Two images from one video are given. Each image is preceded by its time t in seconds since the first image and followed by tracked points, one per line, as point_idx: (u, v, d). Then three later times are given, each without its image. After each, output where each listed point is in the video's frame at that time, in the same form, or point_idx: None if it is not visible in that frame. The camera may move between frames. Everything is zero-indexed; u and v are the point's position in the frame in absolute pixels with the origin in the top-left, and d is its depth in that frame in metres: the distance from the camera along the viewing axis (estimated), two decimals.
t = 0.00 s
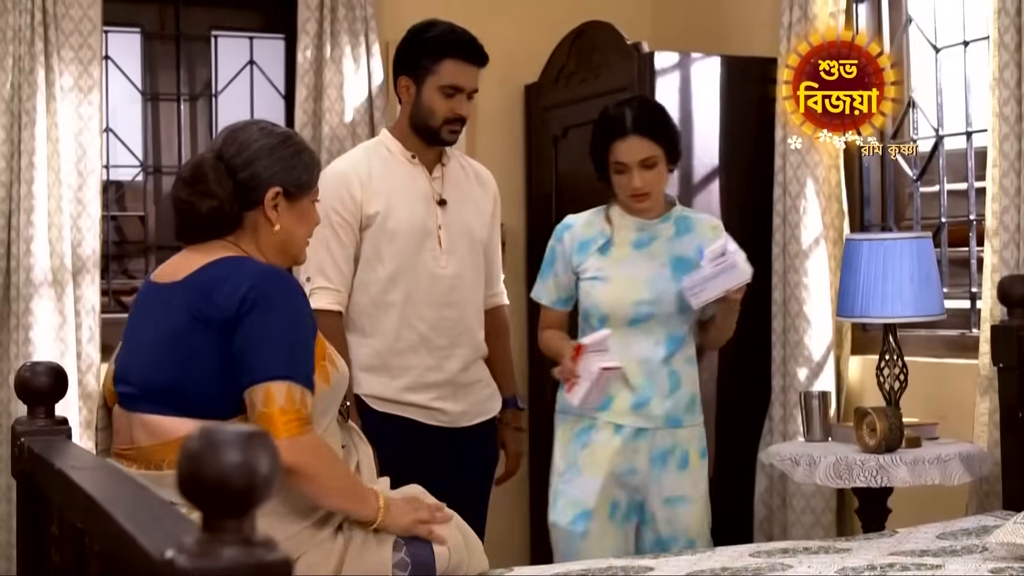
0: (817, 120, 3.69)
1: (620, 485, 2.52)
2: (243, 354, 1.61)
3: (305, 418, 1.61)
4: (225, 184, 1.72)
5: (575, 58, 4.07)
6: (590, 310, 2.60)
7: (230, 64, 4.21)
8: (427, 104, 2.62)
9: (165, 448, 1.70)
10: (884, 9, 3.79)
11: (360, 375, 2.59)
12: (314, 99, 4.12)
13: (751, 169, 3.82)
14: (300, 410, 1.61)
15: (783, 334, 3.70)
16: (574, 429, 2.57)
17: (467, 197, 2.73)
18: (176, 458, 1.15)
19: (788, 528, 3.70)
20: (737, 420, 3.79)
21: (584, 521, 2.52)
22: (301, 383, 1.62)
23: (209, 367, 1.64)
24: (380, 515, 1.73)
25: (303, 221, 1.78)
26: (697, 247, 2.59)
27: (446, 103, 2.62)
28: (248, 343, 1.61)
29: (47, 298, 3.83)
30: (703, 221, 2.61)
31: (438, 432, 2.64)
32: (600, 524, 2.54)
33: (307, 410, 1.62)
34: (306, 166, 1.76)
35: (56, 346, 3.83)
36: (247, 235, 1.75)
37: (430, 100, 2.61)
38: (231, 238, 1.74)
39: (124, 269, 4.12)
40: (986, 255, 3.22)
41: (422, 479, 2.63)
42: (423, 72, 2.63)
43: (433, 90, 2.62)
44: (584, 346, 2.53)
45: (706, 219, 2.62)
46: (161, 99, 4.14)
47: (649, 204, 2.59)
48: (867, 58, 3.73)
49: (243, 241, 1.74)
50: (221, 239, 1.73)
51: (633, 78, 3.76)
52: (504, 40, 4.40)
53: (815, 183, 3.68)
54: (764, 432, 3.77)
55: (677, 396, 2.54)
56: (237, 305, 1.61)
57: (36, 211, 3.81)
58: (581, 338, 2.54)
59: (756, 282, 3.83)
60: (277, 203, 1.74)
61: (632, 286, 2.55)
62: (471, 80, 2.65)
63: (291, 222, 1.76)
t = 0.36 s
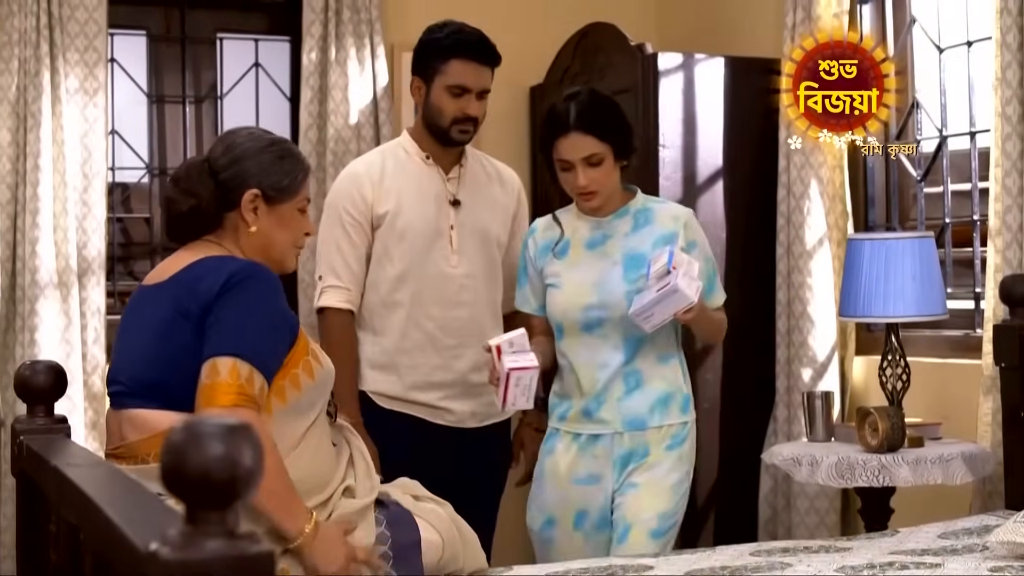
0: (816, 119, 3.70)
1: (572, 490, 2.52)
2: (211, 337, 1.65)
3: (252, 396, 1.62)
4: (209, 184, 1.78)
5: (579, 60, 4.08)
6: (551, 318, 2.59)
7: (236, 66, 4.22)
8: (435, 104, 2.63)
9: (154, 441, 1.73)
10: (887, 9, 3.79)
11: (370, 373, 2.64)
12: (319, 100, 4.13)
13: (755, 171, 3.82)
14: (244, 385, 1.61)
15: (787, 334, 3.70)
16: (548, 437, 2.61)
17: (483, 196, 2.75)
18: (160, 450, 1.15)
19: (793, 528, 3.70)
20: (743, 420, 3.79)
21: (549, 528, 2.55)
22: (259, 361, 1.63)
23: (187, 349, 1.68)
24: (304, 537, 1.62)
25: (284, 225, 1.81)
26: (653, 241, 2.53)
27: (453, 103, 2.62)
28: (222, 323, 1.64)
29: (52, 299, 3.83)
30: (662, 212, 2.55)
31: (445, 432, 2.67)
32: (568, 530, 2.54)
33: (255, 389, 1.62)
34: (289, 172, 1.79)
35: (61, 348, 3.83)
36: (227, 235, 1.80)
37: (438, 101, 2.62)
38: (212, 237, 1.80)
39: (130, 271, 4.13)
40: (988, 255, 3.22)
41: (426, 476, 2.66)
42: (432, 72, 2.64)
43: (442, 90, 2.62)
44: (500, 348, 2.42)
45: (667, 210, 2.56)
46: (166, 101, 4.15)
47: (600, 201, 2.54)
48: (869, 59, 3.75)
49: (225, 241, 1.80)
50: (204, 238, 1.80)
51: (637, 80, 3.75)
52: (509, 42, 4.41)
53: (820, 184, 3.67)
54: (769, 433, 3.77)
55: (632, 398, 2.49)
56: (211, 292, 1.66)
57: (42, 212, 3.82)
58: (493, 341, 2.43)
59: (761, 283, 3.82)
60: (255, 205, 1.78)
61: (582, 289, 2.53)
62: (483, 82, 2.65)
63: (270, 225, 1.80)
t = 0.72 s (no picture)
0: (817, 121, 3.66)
1: (544, 480, 2.27)
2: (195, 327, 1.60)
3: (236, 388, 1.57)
4: (204, 161, 1.69)
5: (584, 43, 4.07)
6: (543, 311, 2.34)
7: (241, 50, 4.21)
8: (439, 86, 2.63)
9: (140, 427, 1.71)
10: None
11: (382, 356, 2.66)
12: (324, 84, 4.12)
13: (761, 154, 3.80)
14: (226, 379, 1.56)
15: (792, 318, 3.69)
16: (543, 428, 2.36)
17: (497, 179, 2.71)
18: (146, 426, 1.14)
19: (797, 512, 3.70)
20: (747, 404, 3.79)
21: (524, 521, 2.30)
22: (243, 355, 1.58)
23: (174, 335, 1.64)
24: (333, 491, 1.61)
25: (275, 213, 1.71)
26: (630, 229, 2.21)
27: (454, 84, 2.61)
28: (203, 313, 1.59)
29: (57, 282, 3.84)
30: (645, 196, 2.22)
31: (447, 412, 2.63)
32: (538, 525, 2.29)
33: (239, 381, 1.57)
34: (288, 161, 1.69)
35: (66, 331, 3.85)
36: (217, 215, 1.71)
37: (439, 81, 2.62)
38: (202, 215, 1.72)
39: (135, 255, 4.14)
40: (993, 238, 3.21)
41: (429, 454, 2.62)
42: (436, 54, 2.64)
43: (443, 71, 2.62)
44: (454, 338, 2.41)
45: (652, 193, 2.22)
46: (171, 85, 4.15)
47: (581, 185, 2.23)
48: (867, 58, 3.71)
49: (214, 221, 1.71)
50: (195, 216, 1.72)
51: (642, 64, 3.72)
52: (515, 26, 4.40)
53: (824, 167, 3.66)
54: (774, 417, 3.76)
55: (609, 393, 2.22)
56: (196, 279, 1.61)
57: (46, 196, 3.83)
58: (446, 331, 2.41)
59: (766, 267, 3.82)
60: (243, 187, 1.69)
61: (558, 275, 2.26)
62: (486, 61, 2.63)
63: (260, 210, 1.70)
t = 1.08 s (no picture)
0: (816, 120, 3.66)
1: (540, 469, 2.29)
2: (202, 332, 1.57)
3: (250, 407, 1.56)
4: (222, 148, 1.68)
5: (588, 33, 4.06)
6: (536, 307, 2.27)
7: (244, 40, 4.20)
8: (435, 78, 2.61)
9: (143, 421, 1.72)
10: None
11: (385, 346, 2.66)
12: (328, 75, 4.12)
13: (765, 144, 3.79)
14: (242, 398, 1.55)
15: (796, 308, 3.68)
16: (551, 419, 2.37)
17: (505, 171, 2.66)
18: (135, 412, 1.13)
19: (801, 502, 3.69)
20: (751, 394, 3.78)
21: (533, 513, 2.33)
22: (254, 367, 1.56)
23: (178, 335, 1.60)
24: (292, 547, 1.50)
25: (287, 209, 1.69)
26: (604, 219, 2.13)
27: (448, 74, 2.58)
28: (212, 319, 1.56)
29: (61, 274, 3.85)
30: (615, 184, 2.13)
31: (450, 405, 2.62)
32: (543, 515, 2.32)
33: (253, 398, 1.56)
34: (306, 156, 1.67)
35: (70, 322, 3.85)
36: (231, 206, 1.70)
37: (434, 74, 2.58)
38: (218, 205, 1.70)
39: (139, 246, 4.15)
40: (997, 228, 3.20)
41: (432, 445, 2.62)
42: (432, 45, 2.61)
43: (438, 63, 2.59)
44: (444, 344, 2.18)
45: (621, 178, 2.13)
46: (175, 76, 4.15)
47: (552, 174, 2.14)
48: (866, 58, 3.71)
49: (229, 212, 1.70)
50: (210, 204, 1.71)
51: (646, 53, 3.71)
52: (519, 16, 4.40)
53: (828, 159, 3.65)
54: (778, 407, 3.76)
55: (600, 383, 2.20)
56: (202, 280, 1.57)
57: (50, 187, 3.82)
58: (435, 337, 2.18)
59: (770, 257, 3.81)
60: (258, 178, 1.67)
61: (539, 272, 2.17)
62: (483, 49, 2.59)
63: (272, 203, 1.68)
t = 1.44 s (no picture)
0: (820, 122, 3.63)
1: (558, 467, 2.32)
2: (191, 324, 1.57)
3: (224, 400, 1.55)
4: (243, 142, 1.71)
5: (598, 28, 4.05)
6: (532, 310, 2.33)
7: (254, 37, 4.20)
8: (430, 76, 2.58)
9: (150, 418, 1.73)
10: None
11: (385, 342, 2.66)
12: (338, 71, 4.12)
13: (776, 140, 3.78)
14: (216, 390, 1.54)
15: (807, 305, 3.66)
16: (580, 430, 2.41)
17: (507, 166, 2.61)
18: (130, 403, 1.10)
19: (811, 500, 3.67)
20: (761, 391, 3.77)
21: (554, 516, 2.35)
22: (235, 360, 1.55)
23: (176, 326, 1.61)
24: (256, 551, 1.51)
25: (304, 206, 1.71)
26: (590, 203, 2.24)
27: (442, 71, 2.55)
28: (201, 310, 1.56)
29: (71, 271, 3.84)
30: (596, 168, 2.26)
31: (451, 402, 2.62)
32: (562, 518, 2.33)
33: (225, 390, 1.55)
34: (325, 154, 1.69)
35: (80, 318, 3.84)
36: (249, 202, 1.72)
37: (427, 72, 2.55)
38: (235, 199, 1.73)
39: (148, 244, 4.15)
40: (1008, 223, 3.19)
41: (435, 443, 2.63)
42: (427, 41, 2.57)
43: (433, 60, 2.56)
44: (467, 382, 2.16)
45: (602, 162, 2.26)
46: (185, 72, 4.14)
47: (536, 172, 2.25)
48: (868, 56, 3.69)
49: (246, 207, 1.72)
50: (228, 197, 1.73)
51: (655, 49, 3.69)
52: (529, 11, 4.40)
53: (839, 154, 3.62)
54: (788, 404, 3.74)
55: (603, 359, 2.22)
56: (195, 271, 1.58)
57: (59, 184, 3.82)
58: (458, 376, 2.16)
59: (780, 253, 3.79)
60: (276, 175, 1.69)
61: (538, 272, 2.27)
62: (477, 45, 2.55)
63: (290, 201, 1.71)
